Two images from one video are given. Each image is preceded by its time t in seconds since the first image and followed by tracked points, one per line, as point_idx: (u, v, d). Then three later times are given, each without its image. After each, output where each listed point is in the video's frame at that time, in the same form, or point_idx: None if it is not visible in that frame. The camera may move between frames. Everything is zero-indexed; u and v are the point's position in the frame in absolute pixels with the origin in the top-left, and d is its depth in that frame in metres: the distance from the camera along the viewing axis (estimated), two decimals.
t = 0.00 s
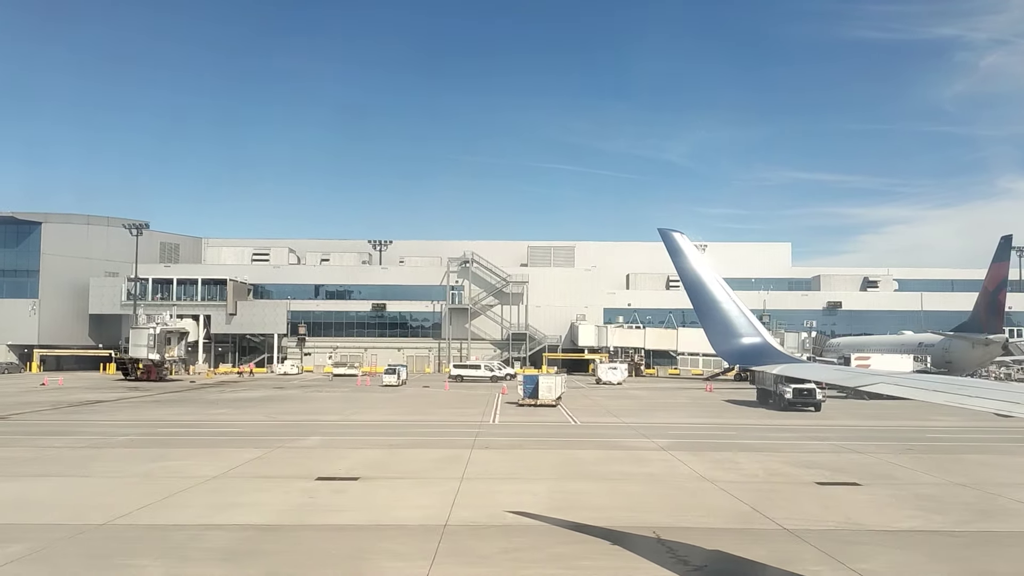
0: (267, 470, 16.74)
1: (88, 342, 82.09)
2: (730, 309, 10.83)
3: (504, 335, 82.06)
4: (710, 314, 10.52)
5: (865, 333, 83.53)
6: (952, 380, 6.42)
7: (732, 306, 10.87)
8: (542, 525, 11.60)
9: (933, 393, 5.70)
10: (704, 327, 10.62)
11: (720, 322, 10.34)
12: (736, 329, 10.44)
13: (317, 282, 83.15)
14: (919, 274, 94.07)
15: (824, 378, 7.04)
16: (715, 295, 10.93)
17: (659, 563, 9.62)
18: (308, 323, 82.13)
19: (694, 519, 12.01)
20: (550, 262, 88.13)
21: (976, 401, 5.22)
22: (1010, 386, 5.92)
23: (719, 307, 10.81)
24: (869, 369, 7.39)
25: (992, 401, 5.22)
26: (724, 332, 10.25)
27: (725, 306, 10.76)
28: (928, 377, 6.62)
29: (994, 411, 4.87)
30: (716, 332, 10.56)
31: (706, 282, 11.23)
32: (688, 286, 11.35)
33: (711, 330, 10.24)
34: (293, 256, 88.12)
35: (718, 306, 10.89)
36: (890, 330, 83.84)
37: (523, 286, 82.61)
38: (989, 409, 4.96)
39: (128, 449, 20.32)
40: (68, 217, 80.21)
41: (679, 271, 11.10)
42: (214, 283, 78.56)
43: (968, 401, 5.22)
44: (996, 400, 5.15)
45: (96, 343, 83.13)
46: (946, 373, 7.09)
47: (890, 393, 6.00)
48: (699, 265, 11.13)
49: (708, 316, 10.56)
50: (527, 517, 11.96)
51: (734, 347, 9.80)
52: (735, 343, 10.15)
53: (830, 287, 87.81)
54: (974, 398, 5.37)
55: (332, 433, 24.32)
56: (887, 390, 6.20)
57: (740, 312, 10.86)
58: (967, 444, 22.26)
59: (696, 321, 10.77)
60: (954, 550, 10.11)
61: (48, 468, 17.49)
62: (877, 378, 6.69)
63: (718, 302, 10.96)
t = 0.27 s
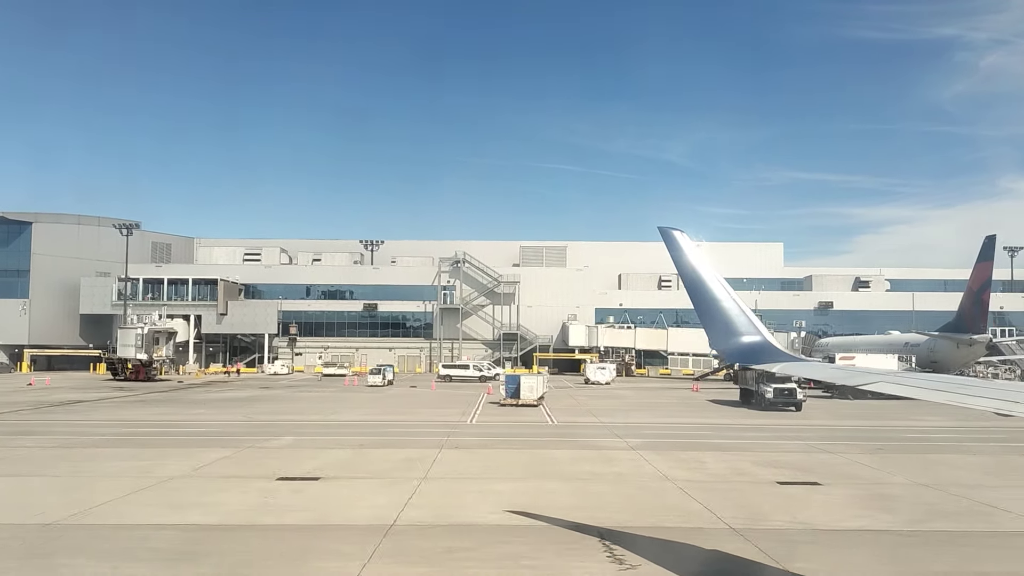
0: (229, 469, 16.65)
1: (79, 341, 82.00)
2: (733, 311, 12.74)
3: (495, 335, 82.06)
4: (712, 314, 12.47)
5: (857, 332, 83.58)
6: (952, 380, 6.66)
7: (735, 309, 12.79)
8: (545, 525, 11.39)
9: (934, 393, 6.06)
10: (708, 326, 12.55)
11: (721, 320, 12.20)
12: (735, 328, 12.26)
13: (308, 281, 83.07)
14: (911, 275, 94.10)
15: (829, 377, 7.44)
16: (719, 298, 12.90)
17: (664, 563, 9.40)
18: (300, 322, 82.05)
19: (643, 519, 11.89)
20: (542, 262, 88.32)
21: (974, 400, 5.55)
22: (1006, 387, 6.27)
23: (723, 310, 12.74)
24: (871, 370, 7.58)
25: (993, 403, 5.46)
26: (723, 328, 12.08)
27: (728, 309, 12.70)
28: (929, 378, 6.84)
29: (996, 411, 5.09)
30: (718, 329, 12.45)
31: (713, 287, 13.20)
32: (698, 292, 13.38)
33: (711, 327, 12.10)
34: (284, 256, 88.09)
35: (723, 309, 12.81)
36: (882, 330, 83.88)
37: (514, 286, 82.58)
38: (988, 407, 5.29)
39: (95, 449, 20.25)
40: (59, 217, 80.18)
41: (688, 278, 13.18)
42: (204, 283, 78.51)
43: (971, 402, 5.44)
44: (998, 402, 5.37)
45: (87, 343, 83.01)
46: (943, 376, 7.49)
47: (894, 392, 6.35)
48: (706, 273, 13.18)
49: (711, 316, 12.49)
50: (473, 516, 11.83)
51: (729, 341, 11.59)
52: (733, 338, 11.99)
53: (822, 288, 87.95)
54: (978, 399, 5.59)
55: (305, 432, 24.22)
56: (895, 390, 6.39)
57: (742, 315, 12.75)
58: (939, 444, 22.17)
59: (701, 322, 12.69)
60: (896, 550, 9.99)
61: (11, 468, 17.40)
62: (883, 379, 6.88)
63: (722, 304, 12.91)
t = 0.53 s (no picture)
0: (184, 470, 16.57)
1: (67, 342, 81.83)
2: (734, 316, 13.53)
3: (485, 336, 82.04)
4: (714, 317, 13.25)
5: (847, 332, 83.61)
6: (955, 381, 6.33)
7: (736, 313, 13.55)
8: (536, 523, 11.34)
9: (932, 394, 5.59)
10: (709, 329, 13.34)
11: (723, 322, 12.95)
12: (736, 329, 12.99)
13: (298, 282, 82.95)
14: (900, 276, 94.22)
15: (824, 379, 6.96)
16: (722, 304, 13.71)
17: (662, 563, 9.47)
18: (289, 323, 81.92)
19: (583, 521, 11.82)
20: (532, 263, 88.43)
21: (973, 403, 5.09)
22: (1013, 388, 5.76)
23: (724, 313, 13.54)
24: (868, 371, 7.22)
25: (991, 401, 5.15)
26: (725, 329, 12.81)
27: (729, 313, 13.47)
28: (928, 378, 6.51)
29: (994, 412, 4.78)
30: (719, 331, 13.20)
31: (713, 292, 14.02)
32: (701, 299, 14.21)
33: (712, 328, 12.83)
34: (274, 257, 87.96)
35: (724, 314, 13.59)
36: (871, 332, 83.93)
37: (504, 287, 82.54)
38: (988, 409, 4.86)
39: (56, 450, 20.11)
40: (47, 217, 80.05)
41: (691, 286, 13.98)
42: (192, 284, 78.40)
43: (967, 402, 5.13)
44: (996, 401, 5.06)
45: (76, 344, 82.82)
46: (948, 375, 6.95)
47: (889, 395, 5.88)
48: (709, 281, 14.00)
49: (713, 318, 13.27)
50: (412, 517, 11.77)
51: (729, 342, 12.30)
52: (733, 338, 12.70)
53: (811, 289, 88.05)
54: (977, 399, 5.27)
55: (273, 433, 24.12)
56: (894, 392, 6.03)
57: (743, 320, 13.52)
58: (905, 445, 22.18)
59: (703, 325, 13.47)
60: (826, 554, 9.92)
61: None
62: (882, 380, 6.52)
63: (723, 309, 13.71)
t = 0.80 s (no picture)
0: (139, 472, 16.47)
1: (55, 344, 81.64)
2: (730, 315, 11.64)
3: (474, 338, 81.97)
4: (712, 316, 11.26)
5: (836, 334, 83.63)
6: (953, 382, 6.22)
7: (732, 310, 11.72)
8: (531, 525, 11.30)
9: (934, 395, 5.47)
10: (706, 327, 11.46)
11: (719, 322, 11.08)
12: (735, 330, 11.17)
13: (287, 284, 82.82)
14: (889, 279, 94.38)
15: (826, 381, 6.86)
16: (716, 299, 11.78)
17: (659, 564, 9.35)
18: (277, 325, 81.80)
19: (522, 520, 11.81)
20: (522, 265, 88.48)
21: (974, 404, 5.00)
22: (1018, 390, 5.61)
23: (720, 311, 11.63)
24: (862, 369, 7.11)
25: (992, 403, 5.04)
26: (721, 329, 10.93)
27: (724, 311, 11.56)
28: (927, 379, 6.39)
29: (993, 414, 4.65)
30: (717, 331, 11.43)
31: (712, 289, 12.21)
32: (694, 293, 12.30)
33: (710, 327, 10.85)
34: (264, 259, 87.83)
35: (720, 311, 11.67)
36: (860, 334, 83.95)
37: (493, 289, 82.50)
38: (990, 410, 4.75)
39: (17, 452, 19.97)
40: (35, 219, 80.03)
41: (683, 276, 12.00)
42: (181, 285, 78.30)
43: (968, 404, 5.02)
44: (996, 403, 4.94)
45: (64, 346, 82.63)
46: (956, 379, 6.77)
47: (892, 395, 5.77)
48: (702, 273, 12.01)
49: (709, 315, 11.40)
50: (351, 517, 11.77)
51: (727, 341, 10.54)
52: (729, 340, 10.86)
53: (801, 292, 88.16)
54: (975, 402, 5.16)
55: (241, 435, 24.00)
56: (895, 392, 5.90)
57: (740, 318, 11.67)
58: (871, 448, 22.22)
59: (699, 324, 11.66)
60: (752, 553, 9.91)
61: None
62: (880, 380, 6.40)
63: (718, 305, 11.89)
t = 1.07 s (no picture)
0: (93, 474, 16.35)
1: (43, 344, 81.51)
2: (728, 318, 8.67)
3: (462, 340, 82.03)
4: (707, 319, 8.23)
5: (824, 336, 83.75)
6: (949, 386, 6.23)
7: (730, 313, 8.71)
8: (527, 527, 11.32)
9: (930, 399, 5.46)
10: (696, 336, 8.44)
11: (715, 327, 8.11)
12: (732, 337, 8.43)
13: (277, 285, 82.74)
14: (877, 281, 94.56)
15: (820, 384, 6.76)
16: (710, 298, 8.73)
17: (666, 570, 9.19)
18: (266, 327, 81.69)
19: (461, 521, 11.74)
20: (511, 267, 88.55)
21: (969, 409, 4.89)
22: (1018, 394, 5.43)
23: (715, 314, 8.58)
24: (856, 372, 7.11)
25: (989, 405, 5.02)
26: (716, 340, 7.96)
27: (720, 312, 8.56)
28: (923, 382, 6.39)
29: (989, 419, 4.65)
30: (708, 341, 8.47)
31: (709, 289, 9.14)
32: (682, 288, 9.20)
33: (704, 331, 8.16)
34: (253, 261, 87.69)
35: (714, 313, 8.68)
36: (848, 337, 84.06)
37: (482, 290, 82.53)
38: (984, 416, 4.64)
39: None
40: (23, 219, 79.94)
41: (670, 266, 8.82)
42: (169, 286, 78.27)
43: (963, 407, 5.02)
44: (992, 405, 4.93)
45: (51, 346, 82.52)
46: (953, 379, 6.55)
47: (889, 400, 5.64)
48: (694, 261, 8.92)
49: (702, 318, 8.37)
50: (289, 519, 11.69)
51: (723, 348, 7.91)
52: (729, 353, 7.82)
53: (789, 294, 88.33)
54: (971, 404, 5.15)
55: (208, 436, 23.87)
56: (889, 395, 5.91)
57: (740, 323, 8.74)
58: (838, 450, 22.19)
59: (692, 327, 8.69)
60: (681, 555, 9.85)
61: None
62: (876, 382, 6.39)
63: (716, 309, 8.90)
